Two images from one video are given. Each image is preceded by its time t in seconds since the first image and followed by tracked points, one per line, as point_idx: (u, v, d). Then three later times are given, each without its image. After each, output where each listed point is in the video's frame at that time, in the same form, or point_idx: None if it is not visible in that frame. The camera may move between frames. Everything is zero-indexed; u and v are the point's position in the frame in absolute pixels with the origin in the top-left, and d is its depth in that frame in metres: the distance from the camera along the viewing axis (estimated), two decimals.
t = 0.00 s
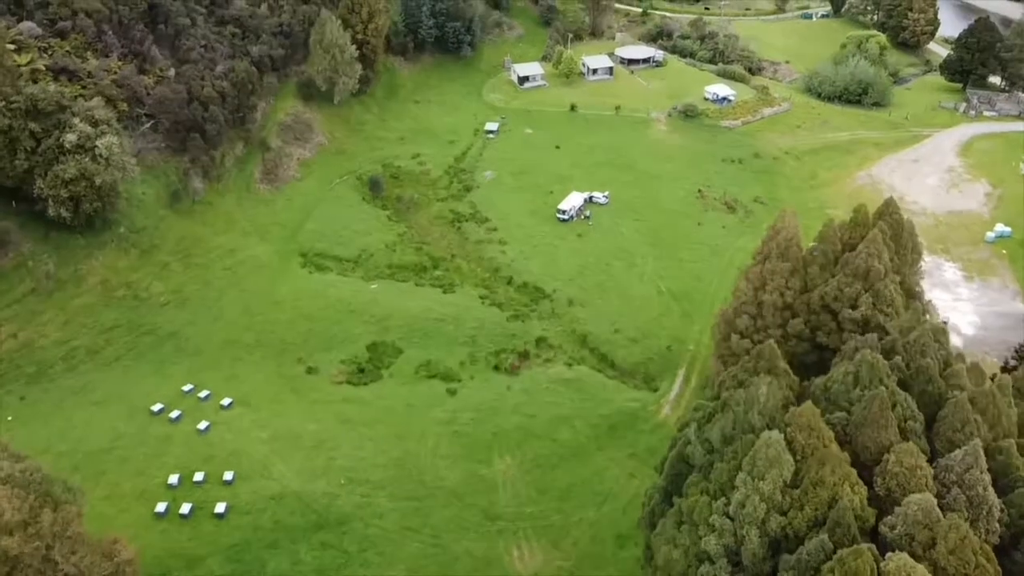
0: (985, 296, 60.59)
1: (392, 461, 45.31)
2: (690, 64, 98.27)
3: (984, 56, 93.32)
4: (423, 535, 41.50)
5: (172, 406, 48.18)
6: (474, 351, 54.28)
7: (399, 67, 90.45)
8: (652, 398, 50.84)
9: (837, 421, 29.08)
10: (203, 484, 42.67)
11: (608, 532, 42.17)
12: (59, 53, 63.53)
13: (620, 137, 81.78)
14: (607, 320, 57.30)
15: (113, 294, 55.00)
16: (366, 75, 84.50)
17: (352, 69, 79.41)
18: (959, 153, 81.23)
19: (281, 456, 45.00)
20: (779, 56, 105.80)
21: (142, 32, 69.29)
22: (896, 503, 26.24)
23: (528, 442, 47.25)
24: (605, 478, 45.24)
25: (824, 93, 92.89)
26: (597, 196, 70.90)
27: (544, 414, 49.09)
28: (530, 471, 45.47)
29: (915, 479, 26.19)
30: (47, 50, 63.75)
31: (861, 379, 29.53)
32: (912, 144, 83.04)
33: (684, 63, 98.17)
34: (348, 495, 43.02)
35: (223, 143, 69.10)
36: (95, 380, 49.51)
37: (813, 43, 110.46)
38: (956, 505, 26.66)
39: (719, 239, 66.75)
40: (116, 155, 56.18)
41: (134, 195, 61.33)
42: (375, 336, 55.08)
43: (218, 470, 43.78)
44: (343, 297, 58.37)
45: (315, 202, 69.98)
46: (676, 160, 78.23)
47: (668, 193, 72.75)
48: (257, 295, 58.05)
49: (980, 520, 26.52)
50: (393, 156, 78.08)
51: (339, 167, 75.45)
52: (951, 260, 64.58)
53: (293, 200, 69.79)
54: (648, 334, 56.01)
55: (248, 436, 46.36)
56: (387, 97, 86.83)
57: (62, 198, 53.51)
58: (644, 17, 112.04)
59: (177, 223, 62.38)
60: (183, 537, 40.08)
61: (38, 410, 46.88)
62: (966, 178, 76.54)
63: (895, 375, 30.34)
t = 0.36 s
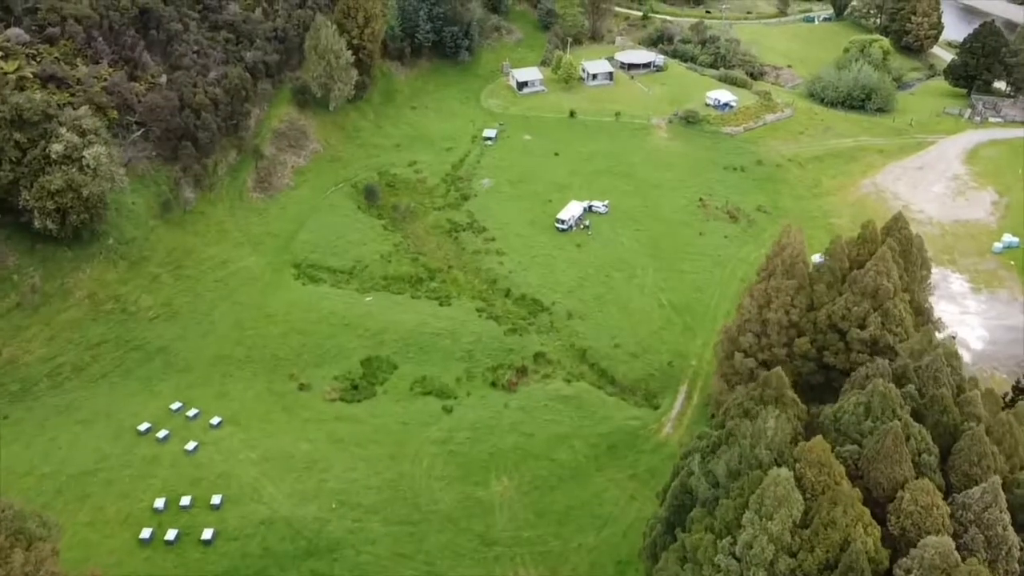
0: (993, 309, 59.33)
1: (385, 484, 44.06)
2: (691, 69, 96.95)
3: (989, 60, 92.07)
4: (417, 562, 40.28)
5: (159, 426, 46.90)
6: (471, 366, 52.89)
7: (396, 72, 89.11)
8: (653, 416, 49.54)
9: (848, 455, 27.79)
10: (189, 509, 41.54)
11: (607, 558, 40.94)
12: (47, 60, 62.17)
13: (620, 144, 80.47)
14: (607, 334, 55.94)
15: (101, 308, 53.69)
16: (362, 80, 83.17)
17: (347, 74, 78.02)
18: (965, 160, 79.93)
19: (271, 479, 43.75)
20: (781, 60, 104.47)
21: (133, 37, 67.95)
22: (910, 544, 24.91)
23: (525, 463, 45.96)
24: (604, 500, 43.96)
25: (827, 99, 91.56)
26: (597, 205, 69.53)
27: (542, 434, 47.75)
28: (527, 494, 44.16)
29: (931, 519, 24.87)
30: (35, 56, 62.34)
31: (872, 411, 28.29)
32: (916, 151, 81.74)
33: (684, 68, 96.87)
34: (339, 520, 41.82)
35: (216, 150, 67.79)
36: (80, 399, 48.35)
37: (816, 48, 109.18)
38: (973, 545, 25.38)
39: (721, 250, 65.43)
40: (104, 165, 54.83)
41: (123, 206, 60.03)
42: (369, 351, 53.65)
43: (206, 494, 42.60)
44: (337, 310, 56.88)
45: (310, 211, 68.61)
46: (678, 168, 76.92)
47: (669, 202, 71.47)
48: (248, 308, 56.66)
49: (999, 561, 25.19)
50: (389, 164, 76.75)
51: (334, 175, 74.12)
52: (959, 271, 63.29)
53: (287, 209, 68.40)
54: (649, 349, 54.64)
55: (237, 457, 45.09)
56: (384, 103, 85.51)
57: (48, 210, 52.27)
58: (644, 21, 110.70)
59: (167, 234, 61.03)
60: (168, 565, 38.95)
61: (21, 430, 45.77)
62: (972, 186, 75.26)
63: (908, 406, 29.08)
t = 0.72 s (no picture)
0: (1002, 322, 58.04)
1: (378, 508, 42.93)
2: (692, 74, 95.62)
3: (994, 66, 90.78)
4: None
5: (146, 446, 45.70)
6: (467, 383, 51.50)
7: (392, 77, 87.79)
8: (654, 435, 48.30)
9: (861, 492, 27.25)
10: (175, 534, 40.58)
11: None
12: (34, 67, 60.87)
13: (620, 151, 79.17)
14: (607, 349, 54.58)
15: (87, 323, 52.38)
16: (357, 86, 81.83)
17: (343, 80, 76.64)
18: (970, 168, 78.67)
19: (261, 503, 42.72)
20: (783, 65, 103.23)
21: (124, 43, 66.57)
22: None
23: (522, 485, 44.73)
24: (603, 524, 42.82)
25: (829, 104, 90.24)
26: (596, 215, 68.15)
27: (540, 453, 46.46)
28: (524, 518, 42.97)
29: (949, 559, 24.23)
30: (23, 64, 61.05)
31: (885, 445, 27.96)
32: (920, 158, 80.43)
33: (685, 73, 95.61)
34: (329, 547, 40.82)
35: (208, 159, 66.48)
36: (65, 418, 47.20)
37: (818, 52, 107.92)
38: None
39: (723, 261, 64.11)
40: (91, 176, 53.54)
41: (113, 217, 58.74)
42: (362, 366, 52.19)
43: (193, 519, 41.60)
44: (330, 323, 55.38)
45: (304, 221, 67.25)
46: (679, 175, 75.61)
47: (669, 211, 70.18)
48: (239, 321, 55.28)
49: None
50: (385, 172, 75.43)
51: (329, 183, 72.82)
52: (966, 283, 62.02)
53: (281, 219, 67.05)
54: (650, 365, 53.33)
55: (226, 479, 43.96)
56: (380, 109, 84.19)
57: (33, 223, 51.02)
58: (644, 25, 109.42)
59: (157, 244, 59.65)
60: None
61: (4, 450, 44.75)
62: (977, 195, 73.98)
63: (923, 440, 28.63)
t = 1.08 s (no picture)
0: (1009, 335, 56.86)
1: (371, 530, 41.80)
2: (692, 78, 94.49)
3: (999, 70, 89.72)
4: None
5: (133, 465, 44.54)
6: (464, 398, 50.25)
7: (389, 82, 86.63)
8: (654, 453, 47.16)
9: (874, 528, 27.07)
10: (161, 559, 39.43)
11: None
12: (22, 74, 59.74)
13: (620, 157, 77.97)
14: (606, 363, 53.39)
15: (75, 337, 51.19)
16: (353, 92, 80.66)
17: (338, 86, 75.42)
18: (975, 175, 77.51)
19: (250, 526, 41.58)
20: (784, 69, 102.10)
21: (115, 49, 65.36)
22: None
23: (520, 505, 43.59)
24: (602, 547, 41.67)
25: (832, 109, 89.02)
26: (596, 224, 66.98)
27: (539, 473, 45.30)
28: (521, 540, 41.83)
29: None
30: (11, 71, 59.86)
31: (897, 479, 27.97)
32: (925, 165, 79.26)
33: (686, 78, 94.46)
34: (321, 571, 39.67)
35: (201, 167, 65.31)
36: (51, 436, 46.04)
37: (820, 56, 106.73)
38: None
39: (725, 271, 62.93)
40: (79, 187, 52.39)
41: (102, 226, 57.55)
42: (356, 381, 50.93)
43: (180, 542, 40.46)
44: (323, 337, 54.14)
45: (298, 229, 66.02)
46: (680, 183, 74.42)
47: (670, 219, 69.00)
48: (231, 334, 54.06)
49: None
50: (381, 179, 74.23)
51: (324, 190, 71.60)
52: (972, 294, 60.87)
53: (275, 227, 65.80)
54: (651, 379, 52.11)
55: (215, 500, 42.79)
56: (377, 115, 83.02)
57: (18, 235, 49.81)
58: (644, 28, 108.24)
59: (148, 255, 58.43)
60: None
61: None
62: (983, 202, 72.80)
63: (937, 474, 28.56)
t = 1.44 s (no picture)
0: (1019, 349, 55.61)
1: (363, 556, 40.53)
2: (693, 83, 93.21)
3: (1005, 74, 88.32)
4: None
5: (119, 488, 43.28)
6: (460, 416, 48.93)
7: (386, 88, 85.33)
8: (656, 474, 45.90)
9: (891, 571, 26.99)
10: None
11: None
12: (9, 82, 58.31)
13: (620, 165, 76.71)
14: (606, 379, 52.08)
15: (61, 353, 49.91)
16: (349, 98, 79.35)
17: (333, 93, 74.08)
18: (981, 182, 76.24)
19: (239, 552, 40.29)
20: (786, 74, 100.79)
21: (104, 56, 63.85)
22: None
23: (516, 530, 42.36)
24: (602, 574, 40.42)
25: (835, 115, 87.72)
26: (596, 234, 65.70)
27: (537, 495, 44.00)
28: (518, 567, 40.58)
29: None
30: None
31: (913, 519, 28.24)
32: (930, 172, 77.97)
33: (686, 83, 93.19)
34: None
35: (192, 176, 64.03)
36: (35, 458, 44.80)
37: (821, 60, 105.47)
38: None
39: (727, 283, 61.64)
40: (65, 199, 51.08)
41: (91, 238, 56.26)
42: (349, 398, 49.60)
43: (166, 570, 39.21)
44: (316, 352, 52.83)
45: (292, 239, 64.70)
46: (681, 191, 73.16)
47: (671, 228, 67.74)
48: (221, 349, 52.74)
49: None
50: (377, 187, 72.91)
51: (319, 199, 70.28)
52: (980, 306, 59.61)
53: (268, 237, 64.48)
54: (652, 396, 50.81)
55: (202, 525, 41.49)
56: (373, 121, 81.70)
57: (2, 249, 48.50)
58: (644, 32, 106.83)
59: (137, 267, 57.16)
60: None
61: None
62: (990, 211, 71.53)
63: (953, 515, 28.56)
